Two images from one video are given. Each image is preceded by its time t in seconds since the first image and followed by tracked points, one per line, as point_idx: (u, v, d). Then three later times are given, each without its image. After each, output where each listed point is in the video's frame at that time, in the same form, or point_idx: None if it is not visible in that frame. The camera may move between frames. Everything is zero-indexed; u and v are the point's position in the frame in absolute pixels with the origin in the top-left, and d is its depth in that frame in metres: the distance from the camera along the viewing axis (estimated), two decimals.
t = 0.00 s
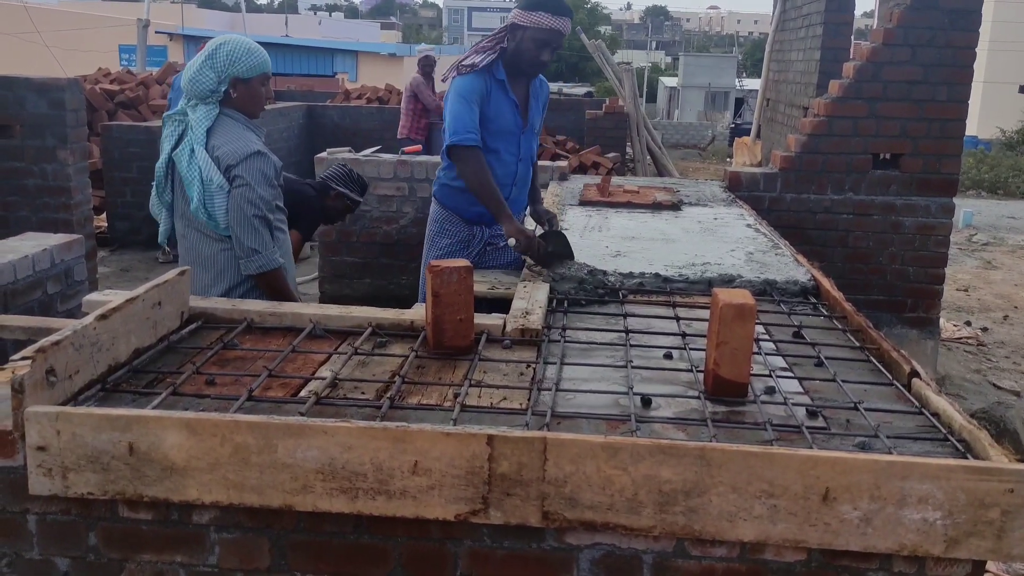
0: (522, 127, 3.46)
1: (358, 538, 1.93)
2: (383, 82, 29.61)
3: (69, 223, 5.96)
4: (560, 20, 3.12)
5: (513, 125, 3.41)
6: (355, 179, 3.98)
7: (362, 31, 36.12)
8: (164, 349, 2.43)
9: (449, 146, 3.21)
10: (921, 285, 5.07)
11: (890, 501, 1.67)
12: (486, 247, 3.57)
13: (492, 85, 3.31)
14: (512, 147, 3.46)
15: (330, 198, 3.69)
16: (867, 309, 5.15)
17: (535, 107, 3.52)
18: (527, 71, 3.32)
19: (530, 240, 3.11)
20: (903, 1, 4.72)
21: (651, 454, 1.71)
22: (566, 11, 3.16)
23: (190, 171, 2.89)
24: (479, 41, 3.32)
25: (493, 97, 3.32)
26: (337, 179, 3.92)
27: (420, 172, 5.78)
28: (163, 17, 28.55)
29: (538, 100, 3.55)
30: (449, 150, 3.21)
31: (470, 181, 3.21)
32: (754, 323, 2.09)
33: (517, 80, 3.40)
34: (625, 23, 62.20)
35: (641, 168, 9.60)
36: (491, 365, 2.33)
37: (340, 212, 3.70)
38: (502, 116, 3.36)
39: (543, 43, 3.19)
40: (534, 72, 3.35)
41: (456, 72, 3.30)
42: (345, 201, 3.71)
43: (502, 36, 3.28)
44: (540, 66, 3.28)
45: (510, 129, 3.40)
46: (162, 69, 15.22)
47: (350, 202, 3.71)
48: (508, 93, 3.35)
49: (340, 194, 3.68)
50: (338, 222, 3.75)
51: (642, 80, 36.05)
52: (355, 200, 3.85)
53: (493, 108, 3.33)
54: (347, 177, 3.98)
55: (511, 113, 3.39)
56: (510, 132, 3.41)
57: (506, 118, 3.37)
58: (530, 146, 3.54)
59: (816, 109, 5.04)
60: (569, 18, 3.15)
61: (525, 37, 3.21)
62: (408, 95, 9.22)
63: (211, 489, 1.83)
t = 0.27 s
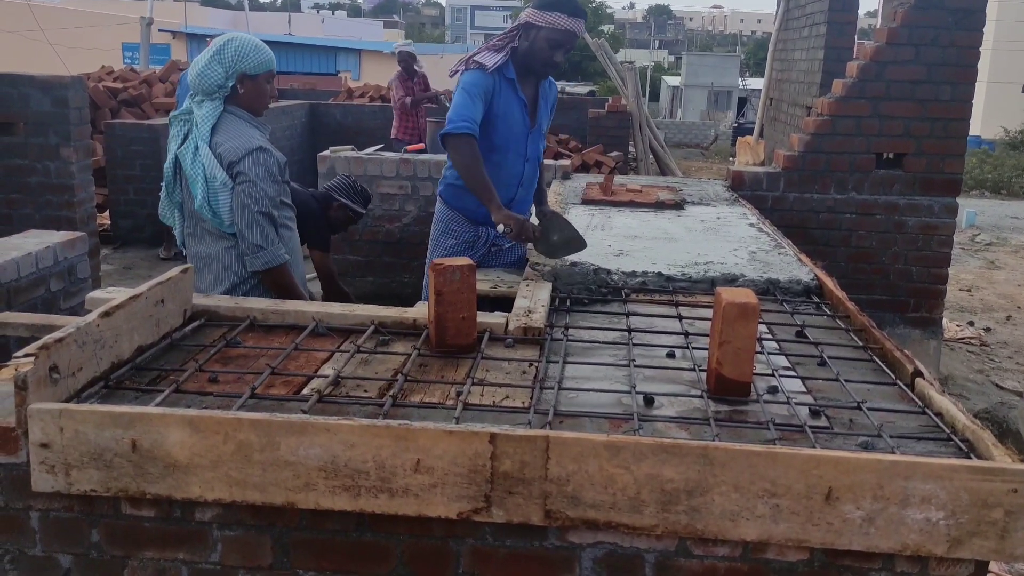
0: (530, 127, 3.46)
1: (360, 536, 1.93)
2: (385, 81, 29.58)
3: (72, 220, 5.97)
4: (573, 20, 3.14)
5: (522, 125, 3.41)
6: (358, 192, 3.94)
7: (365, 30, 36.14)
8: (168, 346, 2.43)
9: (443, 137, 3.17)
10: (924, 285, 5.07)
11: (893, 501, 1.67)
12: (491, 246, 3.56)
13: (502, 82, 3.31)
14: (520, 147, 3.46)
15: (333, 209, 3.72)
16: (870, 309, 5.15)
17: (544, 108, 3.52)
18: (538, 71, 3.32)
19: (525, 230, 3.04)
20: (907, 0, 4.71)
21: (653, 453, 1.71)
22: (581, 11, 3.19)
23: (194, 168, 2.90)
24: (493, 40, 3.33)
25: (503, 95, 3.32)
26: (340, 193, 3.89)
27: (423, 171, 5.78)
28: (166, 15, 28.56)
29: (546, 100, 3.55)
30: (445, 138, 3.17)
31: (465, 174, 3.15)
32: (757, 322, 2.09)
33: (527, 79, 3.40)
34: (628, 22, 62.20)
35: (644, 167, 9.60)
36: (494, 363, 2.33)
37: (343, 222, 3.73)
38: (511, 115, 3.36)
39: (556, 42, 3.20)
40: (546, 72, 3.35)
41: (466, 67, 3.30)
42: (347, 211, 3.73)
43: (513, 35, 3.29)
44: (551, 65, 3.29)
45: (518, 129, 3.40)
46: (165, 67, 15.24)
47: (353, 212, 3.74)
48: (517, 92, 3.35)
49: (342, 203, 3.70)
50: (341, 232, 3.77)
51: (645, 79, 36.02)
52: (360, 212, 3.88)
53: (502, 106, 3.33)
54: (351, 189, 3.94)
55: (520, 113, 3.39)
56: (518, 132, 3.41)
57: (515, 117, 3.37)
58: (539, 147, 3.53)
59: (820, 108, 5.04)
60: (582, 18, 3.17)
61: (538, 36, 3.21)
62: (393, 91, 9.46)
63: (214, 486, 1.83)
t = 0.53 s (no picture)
0: (530, 127, 3.45)
1: (361, 535, 1.93)
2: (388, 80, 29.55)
3: (75, 218, 5.97)
4: (567, 17, 3.12)
5: (520, 124, 3.41)
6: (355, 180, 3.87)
7: (368, 29, 36.15)
8: (169, 344, 2.43)
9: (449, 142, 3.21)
10: (926, 286, 5.06)
11: (895, 502, 1.66)
12: (491, 245, 3.56)
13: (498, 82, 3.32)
14: (520, 147, 3.45)
15: (329, 199, 3.69)
16: (872, 309, 5.14)
17: (544, 107, 3.51)
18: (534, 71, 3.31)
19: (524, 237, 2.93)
20: (911, 0, 4.70)
21: (655, 453, 1.71)
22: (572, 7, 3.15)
23: (197, 165, 2.90)
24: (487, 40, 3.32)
25: (499, 95, 3.32)
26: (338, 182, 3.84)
27: (425, 170, 5.78)
28: (169, 13, 28.55)
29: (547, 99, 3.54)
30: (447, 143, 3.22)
31: (468, 175, 3.18)
32: (759, 322, 2.09)
33: (525, 79, 3.39)
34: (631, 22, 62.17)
35: (646, 167, 9.59)
36: (496, 363, 2.33)
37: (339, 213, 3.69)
38: (509, 115, 3.36)
39: (551, 40, 3.18)
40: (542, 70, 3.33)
41: (460, 69, 3.31)
42: (344, 202, 3.69)
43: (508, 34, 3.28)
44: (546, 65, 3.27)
45: (517, 129, 3.40)
46: (169, 64, 15.24)
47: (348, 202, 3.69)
48: (513, 92, 3.35)
49: (338, 194, 3.66)
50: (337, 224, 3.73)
51: (648, 79, 35.99)
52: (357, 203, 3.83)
53: (497, 107, 3.33)
54: (348, 178, 3.88)
55: (517, 112, 3.39)
56: (518, 132, 3.41)
57: (512, 117, 3.37)
58: (539, 146, 3.53)
59: (823, 108, 5.03)
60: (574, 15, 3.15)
61: (531, 35, 3.20)
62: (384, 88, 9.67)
63: (215, 484, 1.83)
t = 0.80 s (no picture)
0: (528, 124, 3.45)
1: (362, 534, 1.93)
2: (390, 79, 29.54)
3: (77, 216, 5.98)
4: (565, 13, 3.13)
5: (516, 122, 3.40)
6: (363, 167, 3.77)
7: (370, 28, 36.18)
8: (170, 343, 2.43)
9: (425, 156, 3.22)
10: (928, 286, 5.06)
11: (896, 502, 1.66)
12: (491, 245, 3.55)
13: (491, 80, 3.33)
14: (516, 144, 3.45)
15: (335, 183, 3.67)
16: (874, 310, 5.13)
17: (543, 105, 3.51)
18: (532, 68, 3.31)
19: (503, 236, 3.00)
20: (914, 1, 4.70)
21: (656, 453, 1.71)
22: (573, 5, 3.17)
23: (208, 154, 2.91)
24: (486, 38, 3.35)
25: (492, 92, 3.33)
26: (345, 167, 3.77)
27: (427, 169, 5.78)
28: (172, 12, 28.57)
29: (547, 96, 3.54)
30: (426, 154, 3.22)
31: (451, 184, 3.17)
32: (760, 322, 2.08)
33: (524, 76, 3.40)
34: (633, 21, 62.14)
35: (648, 166, 9.57)
36: (497, 362, 2.33)
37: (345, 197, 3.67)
38: (503, 112, 3.36)
39: (548, 36, 3.18)
40: (542, 67, 3.34)
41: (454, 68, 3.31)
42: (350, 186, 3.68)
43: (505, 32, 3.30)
44: (543, 61, 3.27)
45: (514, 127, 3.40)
46: (171, 63, 15.26)
47: (357, 188, 3.68)
48: (509, 89, 3.35)
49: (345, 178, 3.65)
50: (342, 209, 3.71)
51: (650, 78, 35.96)
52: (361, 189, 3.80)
53: (491, 104, 3.33)
54: (354, 164, 3.79)
55: (514, 110, 3.38)
56: (514, 130, 3.41)
57: (508, 114, 3.37)
58: (538, 145, 3.52)
59: (825, 108, 5.02)
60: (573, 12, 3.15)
61: (528, 31, 3.20)
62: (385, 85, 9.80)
63: (216, 483, 1.83)
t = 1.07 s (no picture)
0: (530, 124, 3.45)
1: (362, 534, 1.93)
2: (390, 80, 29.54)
3: (77, 216, 5.99)
4: (562, 14, 3.13)
5: (516, 122, 3.40)
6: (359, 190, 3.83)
7: (371, 29, 36.19)
8: (170, 343, 2.43)
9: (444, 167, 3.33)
10: (928, 286, 5.06)
11: (895, 503, 1.66)
12: (490, 246, 3.54)
13: (491, 81, 3.34)
14: (516, 144, 3.44)
15: (331, 207, 3.67)
16: (874, 310, 5.13)
17: (546, 104, 3.49)
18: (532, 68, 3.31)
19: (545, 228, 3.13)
20: (914, 1, 4.70)
21: (655, 453, 1.71)
22: (572, 5, 3.17)
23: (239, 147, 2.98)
24: (488, 39, 3.37)
25: (491, 92, 3.34)
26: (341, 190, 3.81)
27: (427, 169, 5.79)
28: (172, 12, 28.58)
29: (550, 96, 3.51)
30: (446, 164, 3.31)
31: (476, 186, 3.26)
32: (759, 322, 2.08)
33: (524, 75, 3.40)
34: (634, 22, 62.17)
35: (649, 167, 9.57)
36: (497, 362, 2.33)
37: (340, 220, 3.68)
38: (503, 112, 3.37)
39: (546, 35, 3.17)
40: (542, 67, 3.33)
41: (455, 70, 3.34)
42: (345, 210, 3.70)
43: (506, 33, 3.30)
44: (541, 61, 3.27)
45: (514, 127, 3.40)
46: (172, 63, 15.25)
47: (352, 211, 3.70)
48: (508, 89, 3.36)
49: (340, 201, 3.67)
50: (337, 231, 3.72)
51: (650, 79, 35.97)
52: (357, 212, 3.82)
53: (490, 103, 3.35)
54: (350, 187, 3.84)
55: (513, 110, 3.38)
56: (514, 130, 3.41)
57: (507, 114, 3.37)
58: (539, 145, 3.51)
59: (825, 109, 5.02)
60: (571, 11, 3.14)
61: (528, 31, 3.21)
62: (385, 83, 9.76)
63: (216, 483, 1.83)
